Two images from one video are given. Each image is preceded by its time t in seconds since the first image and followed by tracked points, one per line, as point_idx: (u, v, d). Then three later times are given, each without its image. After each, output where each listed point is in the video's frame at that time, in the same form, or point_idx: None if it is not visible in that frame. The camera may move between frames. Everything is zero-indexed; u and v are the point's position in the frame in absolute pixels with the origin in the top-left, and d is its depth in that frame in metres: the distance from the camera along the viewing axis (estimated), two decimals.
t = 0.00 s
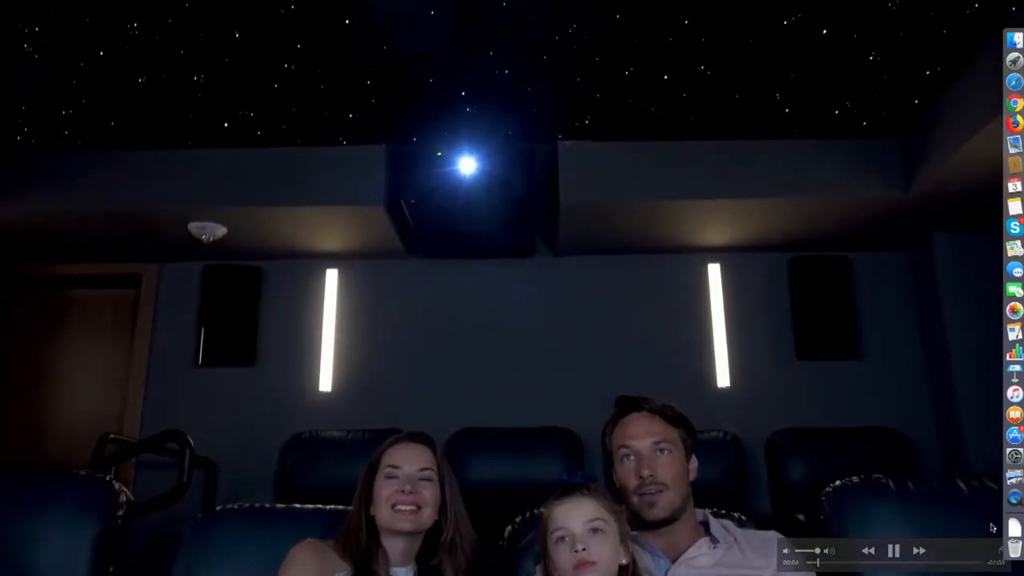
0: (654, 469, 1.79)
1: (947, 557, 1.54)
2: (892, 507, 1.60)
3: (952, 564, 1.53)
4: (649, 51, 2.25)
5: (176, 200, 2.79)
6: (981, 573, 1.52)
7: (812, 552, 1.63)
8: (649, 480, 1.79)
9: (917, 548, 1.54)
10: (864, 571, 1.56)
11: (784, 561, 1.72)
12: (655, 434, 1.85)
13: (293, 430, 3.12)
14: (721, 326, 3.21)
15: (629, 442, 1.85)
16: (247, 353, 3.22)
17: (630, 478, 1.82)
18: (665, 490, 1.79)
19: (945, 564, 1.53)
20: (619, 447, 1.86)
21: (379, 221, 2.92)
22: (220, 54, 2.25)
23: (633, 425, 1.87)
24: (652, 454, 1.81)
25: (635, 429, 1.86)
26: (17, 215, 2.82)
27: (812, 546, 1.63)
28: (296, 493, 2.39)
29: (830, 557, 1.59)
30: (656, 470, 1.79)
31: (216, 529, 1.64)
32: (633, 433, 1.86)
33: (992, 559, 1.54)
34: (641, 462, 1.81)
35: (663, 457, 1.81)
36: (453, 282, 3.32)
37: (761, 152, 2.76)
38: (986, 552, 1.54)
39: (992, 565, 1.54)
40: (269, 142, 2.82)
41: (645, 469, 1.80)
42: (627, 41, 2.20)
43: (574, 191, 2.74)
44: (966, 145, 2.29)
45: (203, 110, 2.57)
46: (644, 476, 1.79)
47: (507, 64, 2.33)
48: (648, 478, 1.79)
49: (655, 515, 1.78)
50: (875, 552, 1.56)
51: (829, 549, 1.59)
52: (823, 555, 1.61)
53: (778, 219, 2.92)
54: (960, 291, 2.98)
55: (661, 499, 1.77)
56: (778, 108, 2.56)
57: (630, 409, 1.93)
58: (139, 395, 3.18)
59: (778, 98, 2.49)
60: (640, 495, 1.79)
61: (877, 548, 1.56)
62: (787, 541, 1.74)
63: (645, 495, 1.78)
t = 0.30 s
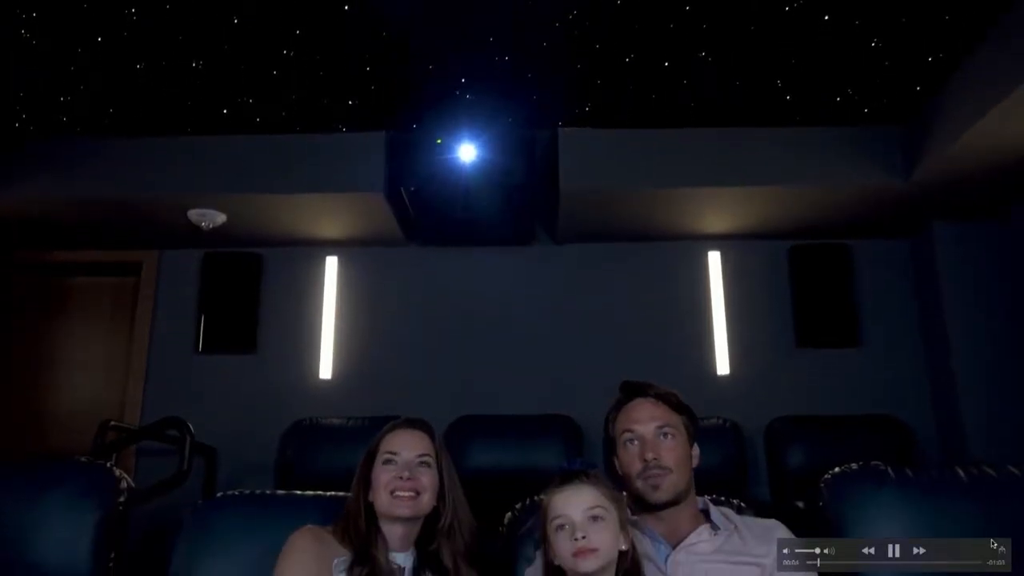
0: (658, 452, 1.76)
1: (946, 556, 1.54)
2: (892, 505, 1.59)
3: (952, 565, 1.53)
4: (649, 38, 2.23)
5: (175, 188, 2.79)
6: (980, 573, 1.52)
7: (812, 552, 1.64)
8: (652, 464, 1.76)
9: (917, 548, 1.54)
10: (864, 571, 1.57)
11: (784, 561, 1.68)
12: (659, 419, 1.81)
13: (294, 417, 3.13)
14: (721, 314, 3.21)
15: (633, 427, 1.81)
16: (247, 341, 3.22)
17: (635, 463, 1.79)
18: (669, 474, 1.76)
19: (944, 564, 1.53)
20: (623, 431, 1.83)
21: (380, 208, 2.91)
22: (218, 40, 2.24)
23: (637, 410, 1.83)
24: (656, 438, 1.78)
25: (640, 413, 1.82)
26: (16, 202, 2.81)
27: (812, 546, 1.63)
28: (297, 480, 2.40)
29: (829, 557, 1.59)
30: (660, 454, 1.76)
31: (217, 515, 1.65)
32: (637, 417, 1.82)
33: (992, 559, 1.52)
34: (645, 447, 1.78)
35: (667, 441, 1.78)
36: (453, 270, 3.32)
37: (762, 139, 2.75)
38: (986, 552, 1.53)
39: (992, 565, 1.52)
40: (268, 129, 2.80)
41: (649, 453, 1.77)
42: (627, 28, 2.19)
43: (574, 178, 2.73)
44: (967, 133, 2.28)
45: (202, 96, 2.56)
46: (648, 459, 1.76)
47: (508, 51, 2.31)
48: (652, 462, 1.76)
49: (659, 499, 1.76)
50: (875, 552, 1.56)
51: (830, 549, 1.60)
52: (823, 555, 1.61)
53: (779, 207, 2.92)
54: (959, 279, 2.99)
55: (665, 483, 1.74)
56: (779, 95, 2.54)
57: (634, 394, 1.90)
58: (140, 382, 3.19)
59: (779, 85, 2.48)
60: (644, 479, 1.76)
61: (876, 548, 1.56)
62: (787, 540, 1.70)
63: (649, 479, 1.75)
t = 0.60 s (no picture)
0: (657, 439, 1.75)
1: (946, 556, 1.53)
2: (887, 497, 1.60)
3: (951, 564, 1.53)
4: (650, 25, 2.22)
5: (174, 176, 2.78)
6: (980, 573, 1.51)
7: (812, 552, 1.62)
8: (652, 451, 1.74)
9: (917, 548, 1.54)
10: (864, 571, 1.56)
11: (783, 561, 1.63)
12: (658, 407, 1.80)
13: (294, 405, 3.13)
14: (721, 302, 3.21)
15: (632, 414, 1.80)
16: (247, 329, 3.22)
17: (633, 449, 1.77)
18: (668, 461, 1.75)
19: (945, 565, 1.53)
20: (622, 419, 1.81)
21: (380, 196, 2.91)
22: (216, 26, 2.22)
23: (636, 398, 1.82)
24: (655, 426, 1.77)
25: (639, 401, 1.81)
26: (14, 190, 2.80)
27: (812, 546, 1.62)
28: (297, 467, 2.41)
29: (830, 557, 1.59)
30: (659, 440, 1.75)
31: (218, 502, 1.66)
32: (636, 405, 1.81)
33: (992, 559, 1.52)
34: (644, 434, 1.77)
35: (667, 429, 1.76)
36: (453, 258, 3.32)
37: (763, 126, 2.74)
38: (986, 552, 1.52)
39: (992, 565, 1.52)
40: (267, 116, 2.79)
41: (648, 440, 1.76)
42: (628, 15, 2.17)
43: (574, 166, 2.72)
44: (969, 121, 2.27)
45: (201, 83, 2.54)
46: (647, 446, 1.75)
47: (508, 37, 2.30)
48: (651, 449, 1.74)
49: (658, 486, 1.73)
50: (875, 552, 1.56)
51: (830, 549, 1.59)
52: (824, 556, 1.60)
53: (779, 195, 2.91)
54: (959, 268, 2.99)
55: (665, 470, 1.72)
56: (780, 82, 2.53)
57: (634, 381, 1.88)
58: (140, 370, 3.19)
59: (780, 73, 2.47)
60: (642, 466, 1.74)
61: (876, 548, 1.56)
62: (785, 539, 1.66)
63: (647, 465, 1.73)
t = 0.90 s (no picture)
0: (660, 421, 1.71)
1: (947, 557, 1.50)
2: (886, 486, 1.57)
3: (952, 564, 1.49)
4: (651, 10, 2.20)
5: (173, 161, 2.76)
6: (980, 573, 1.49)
7: (812, 552, 1.56)
8: (654, 433, 1.71)
9: (917, 548, 1.51)
10: (864, 571, 1.52)
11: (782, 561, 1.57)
12: (661, 390, 1.76)
13: (295, 391, 3.14)
14: (721, 289, 3.21)
15: (634, 397, 1.76)
16: (247, 315, 3.22)
17: (634, 431, 1.73)
18: (670, 443, 1.71)
19: (945, 565, 1.49)
20: (623, 402, 1.77)
21: (380, 183, 2.91)
22: (215, 12, 2.20)
23: (638, 381, 1.78)
24: (657, 409, 1.73)
25: (641, 384, 1.77)
26: (13, 176, 2.79)
27: (812, 545, 1.56)
28: (298, 452, 2.42)
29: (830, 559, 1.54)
30: (662, 423, 1.71)
31: (217, 490, 1.67)
32: (639, 387, 1.77)
33: (992, 559, 1.50)
34: (646, 416, 1.73)
35: (669, 411, 1.73)
36: (452, 245, 3.32)
37: (764, 113, 2.72)
38: (986, 552, 1.50)
39: (992, 565, 1.49)
40: (266, 102, 2.77)
41: (650, 422, 1.72)
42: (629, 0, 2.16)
43: (574, 152, 2.71)
44: (971, 107, 2.26)
45: (199, 68, 2.53)
46: (649, 428, 1.71)
47: (508, 22, 2.28)
48: (654, 431, 1.71)
49: (659, 468, 1.70)
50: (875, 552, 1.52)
51: (830, 550, 1.54)
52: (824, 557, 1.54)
53: (780, 181, 2.90)
54: (958, 255, 2.99)
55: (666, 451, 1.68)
56: (782, 68, 2.51)
57: (635, 365, 1.85)
58: (141, 356, 3.19)
59: (782, 59, 2.45)
60: (644, 447, 1.70)
61: (877, 548, 1.53)
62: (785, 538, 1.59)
63: (649, 447, 1.69)
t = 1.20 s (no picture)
0: (660, 405, 1.69)
1: (947, 556, 1.49)
2: (882, 473, 1.56)
3: (951, 564, 1.48)
4: None
5: (172, 147, 2.75)
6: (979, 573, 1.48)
7: (813, 552, 1.52)
8: (654, 417, 1.69)
9: (917, 548, 1.50)
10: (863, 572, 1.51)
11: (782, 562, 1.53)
12: (661, 375, 1.75)
13: (295, 377, 3.15)
14: (721, 276, 3.21)
15: (634, 381, 1.74)
16: (247, 302, 3.22)
17: (633, 415, 1.72)
18: (670, 427, 1.69)
19: (945, 565, 1.48)
20: (624, 386, 1.76)
21: (381, 170, 2.91)
22: None
23: (638, 365, 1.77)
24: (657, 393, 1.71)
25: (640, 369, 1.76)
26: (12, 162, 2.78)
27: (812, 546, 1.53)
28: (298, 438, 2.43)
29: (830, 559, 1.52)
30: (661, 406, 1.69)
31: (219, 474, 1.68)
32: (639, 372, 1.76)
33: (992, 559, 1.48)
34: (646, 400, 1.71)
35: (669, 395, 1.71)
36: (452, 231, 3.31)
37: (765, 98, 2.71)
38: (986, 552, 1.49)
39: (992, 565, 1.48)
40: (265, 86, 2.75)
41: (649, 406, 1.70)
42: None
43: (574, 137, 2.69)
44: (973, 92, 2.25)
45: (196, 53, 2.51)
46: (649, 412, 1.69)
47: (508, 6, 2.26)
48: (654, 414, 1.69)
49: (659, 451, 1.67)
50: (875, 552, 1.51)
51: (830, 550, 1.52)
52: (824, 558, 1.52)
53: (780, 167, 2.89)
54: (959, 242, 2.98)
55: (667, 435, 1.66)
56: (783, 53, 2.50)
57: (635, 351, 1.84)
58: (141, 342, 3.20)
59: (783, 43, 2.43)
60: (644, 431, 1.69)
61: (876, 548, 1.52)
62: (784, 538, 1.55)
63: (649, 430, 1.68)
